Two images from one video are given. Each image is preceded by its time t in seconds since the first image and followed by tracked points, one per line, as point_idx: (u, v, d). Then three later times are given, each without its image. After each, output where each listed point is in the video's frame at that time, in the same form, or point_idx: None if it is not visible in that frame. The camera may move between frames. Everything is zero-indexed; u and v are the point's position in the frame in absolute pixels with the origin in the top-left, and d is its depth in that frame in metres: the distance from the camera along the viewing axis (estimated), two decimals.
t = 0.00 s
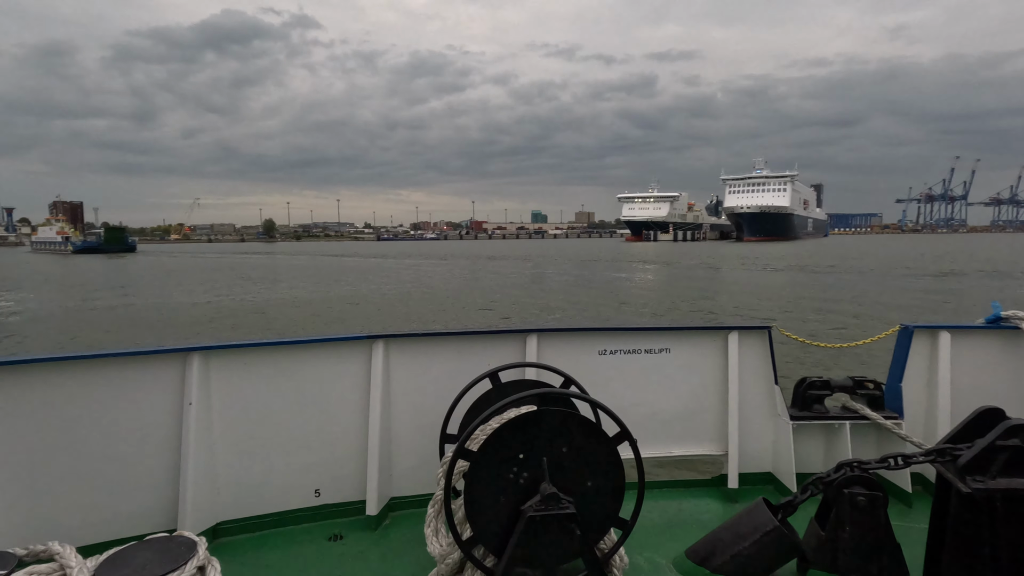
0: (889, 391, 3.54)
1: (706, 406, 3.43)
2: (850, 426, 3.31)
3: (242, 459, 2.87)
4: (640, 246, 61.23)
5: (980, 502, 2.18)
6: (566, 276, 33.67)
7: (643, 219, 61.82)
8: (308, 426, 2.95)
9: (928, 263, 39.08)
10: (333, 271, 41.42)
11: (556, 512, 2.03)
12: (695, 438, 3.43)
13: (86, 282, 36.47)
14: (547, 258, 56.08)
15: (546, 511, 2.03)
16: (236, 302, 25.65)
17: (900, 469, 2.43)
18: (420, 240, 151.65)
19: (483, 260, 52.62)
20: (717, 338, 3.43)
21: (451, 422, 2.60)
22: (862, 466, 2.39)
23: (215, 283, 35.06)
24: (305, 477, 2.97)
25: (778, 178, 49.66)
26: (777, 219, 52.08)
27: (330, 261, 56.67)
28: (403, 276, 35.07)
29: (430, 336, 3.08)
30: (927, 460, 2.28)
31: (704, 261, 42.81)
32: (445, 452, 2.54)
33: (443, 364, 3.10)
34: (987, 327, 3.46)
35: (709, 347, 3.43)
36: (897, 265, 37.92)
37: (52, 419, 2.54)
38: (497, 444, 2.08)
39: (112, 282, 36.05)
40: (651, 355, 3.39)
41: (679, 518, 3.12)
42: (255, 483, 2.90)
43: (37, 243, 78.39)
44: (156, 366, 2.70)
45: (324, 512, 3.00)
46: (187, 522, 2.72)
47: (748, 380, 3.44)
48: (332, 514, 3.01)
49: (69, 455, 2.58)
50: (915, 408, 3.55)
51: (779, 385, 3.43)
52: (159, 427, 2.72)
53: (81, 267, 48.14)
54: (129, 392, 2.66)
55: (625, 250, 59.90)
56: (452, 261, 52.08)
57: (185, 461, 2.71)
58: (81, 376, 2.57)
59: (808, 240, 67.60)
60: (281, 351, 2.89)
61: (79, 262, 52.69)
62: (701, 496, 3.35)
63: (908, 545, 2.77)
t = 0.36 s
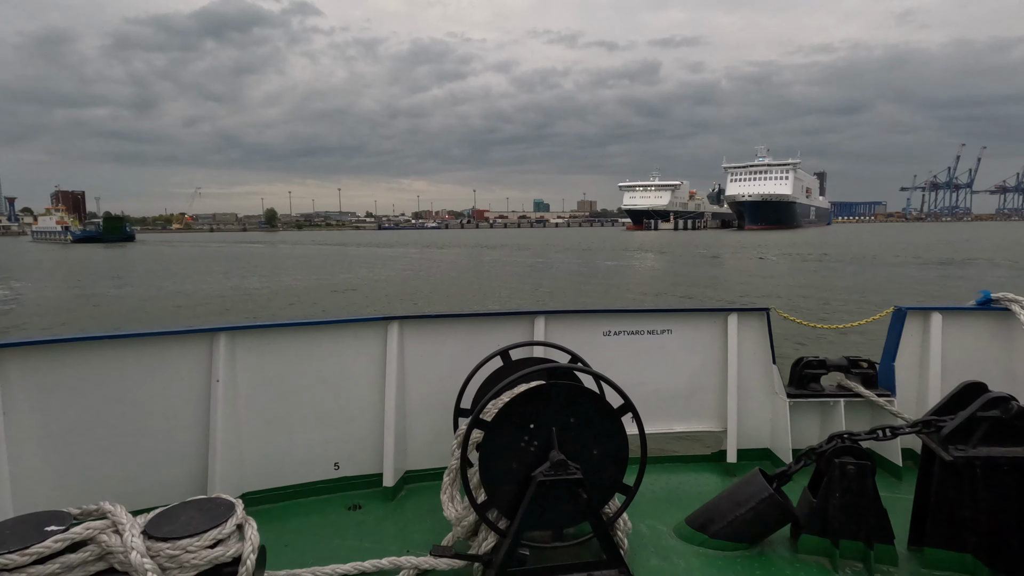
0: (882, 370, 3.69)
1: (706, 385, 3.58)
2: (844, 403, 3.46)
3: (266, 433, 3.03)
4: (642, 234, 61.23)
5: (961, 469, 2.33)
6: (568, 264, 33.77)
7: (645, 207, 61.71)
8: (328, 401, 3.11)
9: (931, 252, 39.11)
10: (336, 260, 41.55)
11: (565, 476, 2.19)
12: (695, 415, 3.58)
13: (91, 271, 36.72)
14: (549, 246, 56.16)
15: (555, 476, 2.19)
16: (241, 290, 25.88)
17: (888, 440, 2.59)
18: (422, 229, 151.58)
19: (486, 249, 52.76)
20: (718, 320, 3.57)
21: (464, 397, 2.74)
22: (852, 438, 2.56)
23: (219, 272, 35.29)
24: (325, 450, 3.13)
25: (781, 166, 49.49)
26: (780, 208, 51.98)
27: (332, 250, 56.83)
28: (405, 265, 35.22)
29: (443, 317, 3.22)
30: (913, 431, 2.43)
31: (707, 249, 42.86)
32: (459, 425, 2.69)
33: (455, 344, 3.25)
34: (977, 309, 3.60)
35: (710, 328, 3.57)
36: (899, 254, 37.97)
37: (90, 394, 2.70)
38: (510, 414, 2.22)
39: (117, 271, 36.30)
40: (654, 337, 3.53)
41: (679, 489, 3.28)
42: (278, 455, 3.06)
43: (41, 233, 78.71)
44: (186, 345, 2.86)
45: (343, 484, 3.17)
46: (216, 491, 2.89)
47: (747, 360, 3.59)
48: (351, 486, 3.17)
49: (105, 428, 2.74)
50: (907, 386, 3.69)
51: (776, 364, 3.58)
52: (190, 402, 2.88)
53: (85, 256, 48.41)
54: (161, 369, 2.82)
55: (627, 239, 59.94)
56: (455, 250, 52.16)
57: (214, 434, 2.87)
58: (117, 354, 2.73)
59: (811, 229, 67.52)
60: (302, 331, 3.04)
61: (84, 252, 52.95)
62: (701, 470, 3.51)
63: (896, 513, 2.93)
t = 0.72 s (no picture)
0: (885, 352, 3.77)
1: (711, 366, 3.69)
2: (846, 384, 3.55)
3: (289, 410, 3.18)
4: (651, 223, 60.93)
5: (956, 444, 2.42)
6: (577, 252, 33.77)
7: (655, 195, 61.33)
8: (347, 380, 3.25)
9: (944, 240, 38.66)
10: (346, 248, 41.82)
11: (573, 448, 2.31)
12: (701, 396, 3.69)
13: (106, 259, 37.24)
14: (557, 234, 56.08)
15: (564, 448, 2.31)
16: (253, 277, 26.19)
17: (886, 417, 2.68)
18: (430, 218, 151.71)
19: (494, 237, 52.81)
20: (723, 303, 3.66)
21: (477, 376, 2.86)
22: (851, 415, 2.67)
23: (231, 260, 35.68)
24: (344, 426, 3.28)
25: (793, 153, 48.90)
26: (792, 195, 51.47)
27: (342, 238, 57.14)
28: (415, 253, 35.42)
29: (457, 299, 3.34)
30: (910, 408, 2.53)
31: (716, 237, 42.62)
32: (472, 401, 2.81)
33: (468, 326, 3.38)
34: (980, 293, 3.66)
35: (715, 311, 3.67)
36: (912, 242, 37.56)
37: (125, 371, 2.85)
38: (522, 389, 2.34)
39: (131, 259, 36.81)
40: (660, 319, 3.63)
41: (685, 466, 3.40)
42: (300, 431, 3.21)
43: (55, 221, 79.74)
44: (213, 325, 3.01)
45: (362, 458, 3.31)
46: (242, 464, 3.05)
47: (751, 342, 3.69)
48: (369, 461, 3.32)
49: (139, 404, 2.89)
50: (910, 368, 3.77)
51: (780, 346, 3.67)
52: (217, 380, 3.03)
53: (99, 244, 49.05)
54: (190, 348, 2.97)
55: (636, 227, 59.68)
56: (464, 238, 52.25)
57: (240, 409, 3.03)
58: (149, 333, 2.88)
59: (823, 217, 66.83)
60: (322, 313, 3.18)
61: (98, 240, 53.63)
62: (706, 448, 3.63)
63: (894, 489, 3.03)
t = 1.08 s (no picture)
0: (885, 339, 3.85)
1: (714, 352, 3.79)
2: (846, 370, 3.65)
3: (307, 391, 3.33)
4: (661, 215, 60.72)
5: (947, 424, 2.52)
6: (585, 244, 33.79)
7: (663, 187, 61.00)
8: (363, 362, 3.40)
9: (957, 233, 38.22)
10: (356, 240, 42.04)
11: (578, 425, 2.43)
12: (704, 381, 3.80)
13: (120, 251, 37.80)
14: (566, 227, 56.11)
15: (570, 424, 2.44)
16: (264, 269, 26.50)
17: (881, 399, 2.78)
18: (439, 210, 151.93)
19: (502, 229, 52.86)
20: (726, 291, 3.76)
21: (487, 358, 2.99)
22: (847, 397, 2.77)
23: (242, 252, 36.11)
24: (360, 407, 3.43)
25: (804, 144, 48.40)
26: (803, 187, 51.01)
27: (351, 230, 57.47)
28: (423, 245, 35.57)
29: (467, 286, 3.47)
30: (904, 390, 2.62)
31: (726, 229, 42.41)
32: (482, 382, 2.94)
33: (478, 312, 3.50)
34: (980, 281, 3.73)
35: (719, 299, 3.76)
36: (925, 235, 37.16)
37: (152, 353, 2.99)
38: (530, 369, 2.46)
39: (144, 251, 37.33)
40: (665, 307, 3.74)
41: (687, 448, 3.51)
42: (318, 411, 3.36)
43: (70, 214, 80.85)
44: (236, 310, 3.16)
45: (376, 438, 3.46)
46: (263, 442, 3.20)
47: (754, 328, 3.78)
48: (383, 441, 3.47)
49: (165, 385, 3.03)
50: (910, 355, 3.85)
51: (782, 333, 3.77)
52: (239, 361, 3.19)
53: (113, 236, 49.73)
54: (214, 331, 3.12)
55: (645, 219, 59.54)
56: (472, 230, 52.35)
57: (261, 390, 3.18)
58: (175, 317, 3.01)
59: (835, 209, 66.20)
60: (338, 298, 3.31)
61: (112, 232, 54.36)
62: (708, 431, 3.74)
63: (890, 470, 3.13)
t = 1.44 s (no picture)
0: (878, 329, 3.93)
1: (710, 340, 3.89)
2: (839, 358, 3.73)
3: (316, 376, 3.46)
4: (667, 208, 60.51)
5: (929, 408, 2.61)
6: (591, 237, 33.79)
7: (670, 180, 60.73)
8: (369, 349, 3.53)
9: (967, 226, 37.91)
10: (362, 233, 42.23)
11: (573, 406, 2.55)
12: (700, 369, 3.90)
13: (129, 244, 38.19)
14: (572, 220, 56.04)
15: (565, 406, 2.55)
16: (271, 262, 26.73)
17: (866, 384, 2.88)
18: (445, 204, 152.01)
19: (508, 223, 52.91)
20: (722, 280, 3.85)
21: (487, 343, 3.11)
22: (835, 382, 2.87)
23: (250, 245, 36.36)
24: (366, 392, 3.56)
25: (812, 137, 48.00)
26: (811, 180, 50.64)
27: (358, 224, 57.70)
28: (429, 239, 35.75)
29: (470, 276, 3.58)
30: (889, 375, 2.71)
31: (732, 223, 42.23)
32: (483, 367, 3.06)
33: (480, 300, 3.62)
34: (972, 272, 3.80)
35: (715, 288, 3.86)
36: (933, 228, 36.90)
37: (167, 339, 3.09)
38: (527, 353, 2.57)
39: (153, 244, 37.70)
40: (662, 296, 3.84)
41: (682, 432, 3.61)
42: (326, 396, 3.50)
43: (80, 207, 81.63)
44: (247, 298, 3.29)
45: (382, 422, 3.59)
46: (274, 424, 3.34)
47: (749, 318, 3.88)
48: (388, 425, 3.60)
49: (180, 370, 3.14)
50: (903, 344, 3.93)
51: (777, 322, 3.86)
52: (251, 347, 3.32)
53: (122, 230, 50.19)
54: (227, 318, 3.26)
55: (651, 213, 59.34)
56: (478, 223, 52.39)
57: (272, 374, 3.32)
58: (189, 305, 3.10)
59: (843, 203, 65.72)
60: (345, 287, 3.44)
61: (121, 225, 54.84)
62: (704, 418, 3.84)
63: (878, 454, 3.23)
